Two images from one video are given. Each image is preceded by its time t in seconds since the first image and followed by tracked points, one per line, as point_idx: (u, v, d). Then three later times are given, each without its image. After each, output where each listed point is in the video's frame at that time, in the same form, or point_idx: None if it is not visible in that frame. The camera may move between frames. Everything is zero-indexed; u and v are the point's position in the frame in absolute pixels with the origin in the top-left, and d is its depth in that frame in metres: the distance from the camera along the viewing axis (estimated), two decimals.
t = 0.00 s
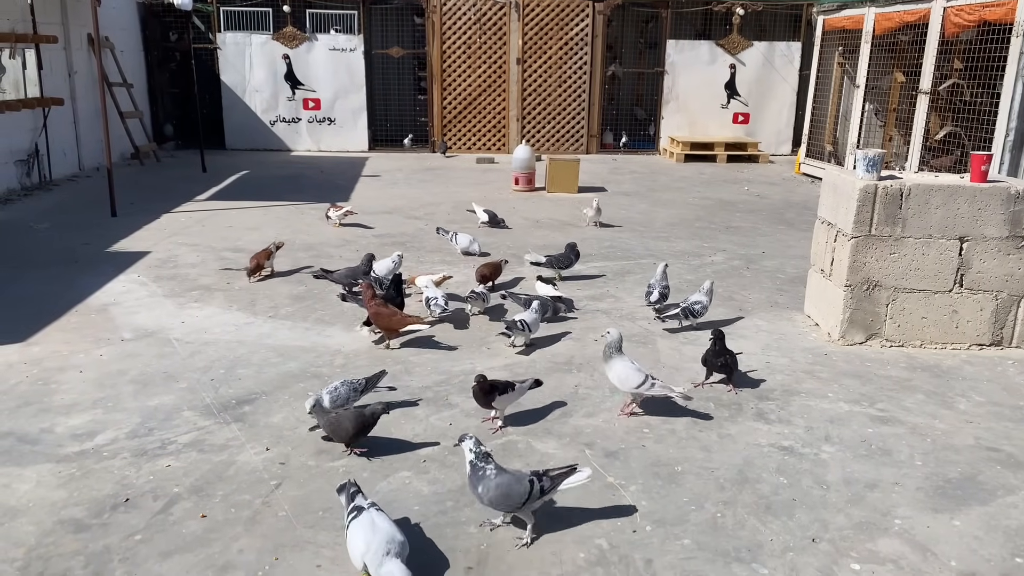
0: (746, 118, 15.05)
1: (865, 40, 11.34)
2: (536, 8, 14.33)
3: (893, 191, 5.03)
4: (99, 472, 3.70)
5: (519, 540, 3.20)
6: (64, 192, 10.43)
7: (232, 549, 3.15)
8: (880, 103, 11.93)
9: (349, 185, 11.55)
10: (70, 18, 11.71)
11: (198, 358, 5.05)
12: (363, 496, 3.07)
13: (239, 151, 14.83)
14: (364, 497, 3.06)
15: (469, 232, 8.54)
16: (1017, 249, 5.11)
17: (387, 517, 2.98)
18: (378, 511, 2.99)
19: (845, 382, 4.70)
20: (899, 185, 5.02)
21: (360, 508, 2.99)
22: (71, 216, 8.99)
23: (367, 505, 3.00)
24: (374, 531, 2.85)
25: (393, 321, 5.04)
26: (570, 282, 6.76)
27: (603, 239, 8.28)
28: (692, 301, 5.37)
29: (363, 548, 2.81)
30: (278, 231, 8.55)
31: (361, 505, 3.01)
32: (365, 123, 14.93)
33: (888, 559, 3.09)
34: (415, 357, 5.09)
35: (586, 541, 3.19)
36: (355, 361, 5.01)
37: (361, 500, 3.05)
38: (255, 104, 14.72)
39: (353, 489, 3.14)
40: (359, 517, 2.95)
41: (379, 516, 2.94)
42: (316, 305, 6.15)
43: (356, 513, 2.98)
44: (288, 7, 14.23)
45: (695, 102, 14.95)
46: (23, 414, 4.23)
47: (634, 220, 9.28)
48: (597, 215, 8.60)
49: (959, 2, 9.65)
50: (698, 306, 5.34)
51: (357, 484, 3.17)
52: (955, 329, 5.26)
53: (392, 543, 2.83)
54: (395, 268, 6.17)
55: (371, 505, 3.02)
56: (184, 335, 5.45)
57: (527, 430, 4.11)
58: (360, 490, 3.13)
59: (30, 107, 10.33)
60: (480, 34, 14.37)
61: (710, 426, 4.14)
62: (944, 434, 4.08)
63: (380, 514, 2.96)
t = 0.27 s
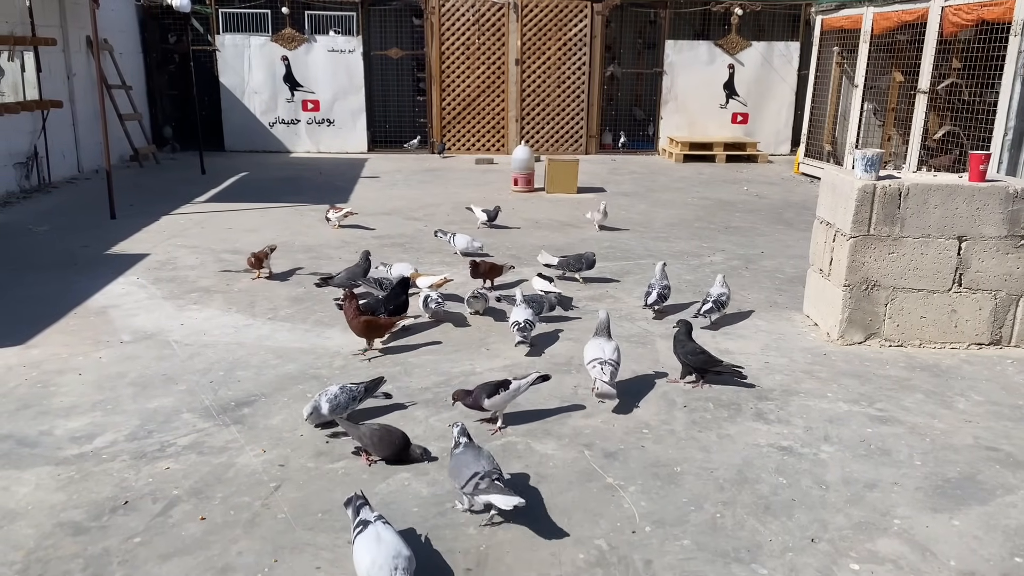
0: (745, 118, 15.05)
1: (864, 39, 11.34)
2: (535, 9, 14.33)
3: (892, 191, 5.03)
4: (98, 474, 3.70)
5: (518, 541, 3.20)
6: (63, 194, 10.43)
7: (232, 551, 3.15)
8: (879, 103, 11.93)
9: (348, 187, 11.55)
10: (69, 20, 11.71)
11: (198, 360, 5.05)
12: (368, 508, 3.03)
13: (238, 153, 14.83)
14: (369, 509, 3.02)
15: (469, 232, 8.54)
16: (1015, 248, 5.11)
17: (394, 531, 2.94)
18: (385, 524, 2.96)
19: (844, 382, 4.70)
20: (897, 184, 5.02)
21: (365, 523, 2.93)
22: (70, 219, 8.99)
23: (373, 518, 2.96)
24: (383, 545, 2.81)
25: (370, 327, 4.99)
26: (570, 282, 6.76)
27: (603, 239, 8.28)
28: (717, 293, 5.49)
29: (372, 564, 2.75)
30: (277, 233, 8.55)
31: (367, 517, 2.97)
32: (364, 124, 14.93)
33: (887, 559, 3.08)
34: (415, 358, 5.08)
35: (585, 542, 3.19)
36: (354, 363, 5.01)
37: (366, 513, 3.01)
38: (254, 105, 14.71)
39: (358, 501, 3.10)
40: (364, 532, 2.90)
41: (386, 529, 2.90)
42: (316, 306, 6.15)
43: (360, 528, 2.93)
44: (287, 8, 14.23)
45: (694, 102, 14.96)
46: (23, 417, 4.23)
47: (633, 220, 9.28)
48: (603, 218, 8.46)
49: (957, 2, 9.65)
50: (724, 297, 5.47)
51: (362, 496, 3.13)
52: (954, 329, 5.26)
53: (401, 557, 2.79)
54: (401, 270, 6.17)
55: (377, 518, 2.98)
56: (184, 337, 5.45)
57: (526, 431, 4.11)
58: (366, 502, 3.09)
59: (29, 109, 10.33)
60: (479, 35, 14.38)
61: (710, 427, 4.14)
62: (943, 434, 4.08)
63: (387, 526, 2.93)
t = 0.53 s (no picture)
0: (743, 118, 15.05)
1: (861, 39, 11.35)
2: (532, 9, 14.32)
3: (889, 190, 5.03)
4: (95, 476, 3.69)
5: (516, 542, 3.19)
6: (61, 196, 10.41)
7: (229, 553, 3.14)
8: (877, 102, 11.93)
9: (346, 187, 11.55)
10: (66, 21, 11.69)
11: (196, 361, 5.04)
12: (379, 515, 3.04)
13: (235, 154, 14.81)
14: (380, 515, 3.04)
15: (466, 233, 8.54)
16: (1013, 247, 5.11)
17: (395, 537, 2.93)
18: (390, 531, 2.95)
19: (842, 381, 4.69)
20: (894, 184, 5.02)
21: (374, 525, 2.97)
22: (67, 221, 8.97)
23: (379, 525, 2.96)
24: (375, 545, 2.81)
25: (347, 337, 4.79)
26: (568, 283, 6.76)
27: (600, 239, 8.28)
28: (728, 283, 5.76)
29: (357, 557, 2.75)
30: (275, 234, 8.53)
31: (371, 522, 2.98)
32: (362, 125, 14.92)
33: (885, 558, 3.08)
34: (412, 359, 5.07)
35: (582, 542, 3.18)
36: (352, 364, 5.00)
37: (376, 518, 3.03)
38: (252, 106, 14.70)
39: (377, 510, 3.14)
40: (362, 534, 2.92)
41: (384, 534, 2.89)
42: (313, 307, 6.14)
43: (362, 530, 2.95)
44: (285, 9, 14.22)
45: (692, 102, 14.96)
46: (19, 419, 4.22)
47: (631, 220, 9.28)
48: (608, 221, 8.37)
49: (954, 1, 9.66)
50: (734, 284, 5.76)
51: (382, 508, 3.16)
52: (951, 328, 5.27)
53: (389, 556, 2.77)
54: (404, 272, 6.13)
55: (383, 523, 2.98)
56: (181, 338, 5.44)
57: (524, 431, 4.10)
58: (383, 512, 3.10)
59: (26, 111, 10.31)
60: (477, 36, 14.38)
61: (708, 427, 4.14)
62: (940, 433, 4.08)
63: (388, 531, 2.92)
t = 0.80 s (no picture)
0: (740, 119, 15.07)
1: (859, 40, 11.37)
2: (531, 10, 14.33)
3: (886, 191, 5.03)
4: (93, 478, 3.68)
5: (514, 542, 3.19)
6: (59, 198, 10.41)
7: (227, 554, 3.14)
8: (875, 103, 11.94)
9: (344, 189, 11.55)
10: (63, 23, 11.68)
11: (194, 362, 5.04)
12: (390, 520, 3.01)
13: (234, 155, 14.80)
14: (392, 521, 3.00)
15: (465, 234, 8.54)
16: (1010, 247, 5.12)
17: (391, 545, 2.87)
18: (390, 540, 2.89)
19: (840, 382, 4.70)
20: (892, 184, 5.03)
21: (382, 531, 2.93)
22: (65, 222, 8.97)
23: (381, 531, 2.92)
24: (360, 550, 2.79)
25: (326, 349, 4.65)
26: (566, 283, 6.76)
27: (599, 240, 8.29)
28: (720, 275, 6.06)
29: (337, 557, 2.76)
30: (273, 235, 8.53)
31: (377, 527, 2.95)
32: (360, 126, 14.92)
33: (883, 558, 3.08)
34: (411, 360, 5.08)
35: (581, 543, 3.18)
36: (350, 365, 5.00)
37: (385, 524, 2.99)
38: (250, 108, 14.70)
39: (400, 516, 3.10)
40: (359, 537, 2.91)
41: (377, 540, 2.85)
42: (312, 308, 6.14)
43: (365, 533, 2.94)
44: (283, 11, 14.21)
45: (690, 103, 14.97)
46: (17, 421, 4.21)
47: (630, 221, 9.29)
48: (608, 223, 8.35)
49: (952, 2, 9.67)
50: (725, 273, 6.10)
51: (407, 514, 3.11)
52: (949, 328, 5.27)
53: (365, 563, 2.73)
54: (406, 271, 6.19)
55: (386, 529, 2.93)
56: (179, 340, 5.44)
57: (523, 432, 4.11)
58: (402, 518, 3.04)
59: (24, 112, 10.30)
60: (475, 37, 14.39)
61: (706, 427, 4.14)
62: (938, 433, 4.08)
63: (383, 538, 2.87)
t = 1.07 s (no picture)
0: (739, 120, 15.08)
1: (858, 41, 11.38)
2: (530, 12, 14.33)
3: (885, 193, 5.04)
4: (91, 481, 3.68)
5: (513, 545, 3.19)
6: (57, 199, 10.40)
7: (225, 557, 3.14)
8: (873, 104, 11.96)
9: (343, 191, 11.55)
10: (62, 25, 11.68)
11: (192, 365, 5.03)
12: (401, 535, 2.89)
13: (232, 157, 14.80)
14: (403, 536, 2.89)
15: (464, 237, 8.54)
16: (1008, 250, 5.12)
17: (380, 561, 2.76)
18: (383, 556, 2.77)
19: (839, 384, 4.70)
20: (890, 186, 5.03)
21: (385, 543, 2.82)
22: (64, 224, 8.96)
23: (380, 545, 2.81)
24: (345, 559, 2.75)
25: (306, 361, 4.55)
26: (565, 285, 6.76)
27: (597, 242, 8.30)
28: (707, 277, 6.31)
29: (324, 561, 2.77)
30: (272, 237, 8.53)
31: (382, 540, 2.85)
32: (359, 128, 14.92)
33: (882, 561, 3.08)
34: (409, 363, 5.07)
35: (580, 546, 3.18)
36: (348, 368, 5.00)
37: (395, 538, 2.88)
38: (249, 109, 14.70)
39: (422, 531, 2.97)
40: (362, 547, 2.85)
41: (367, 553, 2.76)
42: (310, 311, 6.14)
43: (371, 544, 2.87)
44: (281, 12, 14.21)
45: (688, 104, 14.98)
46: (15, 424, 4.20)
47: (628, 223, 9.29)
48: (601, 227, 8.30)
49: (950, 4, 9.68)
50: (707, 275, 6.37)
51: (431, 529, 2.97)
52: (948, 330, 5.27)
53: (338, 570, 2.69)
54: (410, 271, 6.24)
55: (387, 542, 2.83)
56: (178, 342, 5.43)
57: (521, 434, 4.10)
58: (420, 536, 2.90)
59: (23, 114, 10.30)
60: (474, 39, 14.40)
61: (704, 429, 4.14)
62: (937, 435, 4.08)
63: (374, 551, 2.77)
